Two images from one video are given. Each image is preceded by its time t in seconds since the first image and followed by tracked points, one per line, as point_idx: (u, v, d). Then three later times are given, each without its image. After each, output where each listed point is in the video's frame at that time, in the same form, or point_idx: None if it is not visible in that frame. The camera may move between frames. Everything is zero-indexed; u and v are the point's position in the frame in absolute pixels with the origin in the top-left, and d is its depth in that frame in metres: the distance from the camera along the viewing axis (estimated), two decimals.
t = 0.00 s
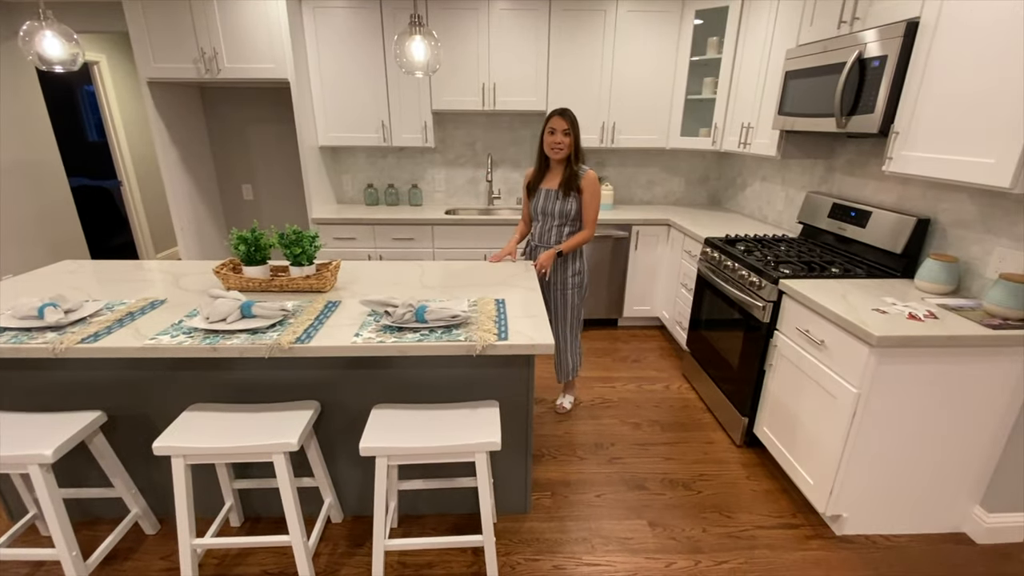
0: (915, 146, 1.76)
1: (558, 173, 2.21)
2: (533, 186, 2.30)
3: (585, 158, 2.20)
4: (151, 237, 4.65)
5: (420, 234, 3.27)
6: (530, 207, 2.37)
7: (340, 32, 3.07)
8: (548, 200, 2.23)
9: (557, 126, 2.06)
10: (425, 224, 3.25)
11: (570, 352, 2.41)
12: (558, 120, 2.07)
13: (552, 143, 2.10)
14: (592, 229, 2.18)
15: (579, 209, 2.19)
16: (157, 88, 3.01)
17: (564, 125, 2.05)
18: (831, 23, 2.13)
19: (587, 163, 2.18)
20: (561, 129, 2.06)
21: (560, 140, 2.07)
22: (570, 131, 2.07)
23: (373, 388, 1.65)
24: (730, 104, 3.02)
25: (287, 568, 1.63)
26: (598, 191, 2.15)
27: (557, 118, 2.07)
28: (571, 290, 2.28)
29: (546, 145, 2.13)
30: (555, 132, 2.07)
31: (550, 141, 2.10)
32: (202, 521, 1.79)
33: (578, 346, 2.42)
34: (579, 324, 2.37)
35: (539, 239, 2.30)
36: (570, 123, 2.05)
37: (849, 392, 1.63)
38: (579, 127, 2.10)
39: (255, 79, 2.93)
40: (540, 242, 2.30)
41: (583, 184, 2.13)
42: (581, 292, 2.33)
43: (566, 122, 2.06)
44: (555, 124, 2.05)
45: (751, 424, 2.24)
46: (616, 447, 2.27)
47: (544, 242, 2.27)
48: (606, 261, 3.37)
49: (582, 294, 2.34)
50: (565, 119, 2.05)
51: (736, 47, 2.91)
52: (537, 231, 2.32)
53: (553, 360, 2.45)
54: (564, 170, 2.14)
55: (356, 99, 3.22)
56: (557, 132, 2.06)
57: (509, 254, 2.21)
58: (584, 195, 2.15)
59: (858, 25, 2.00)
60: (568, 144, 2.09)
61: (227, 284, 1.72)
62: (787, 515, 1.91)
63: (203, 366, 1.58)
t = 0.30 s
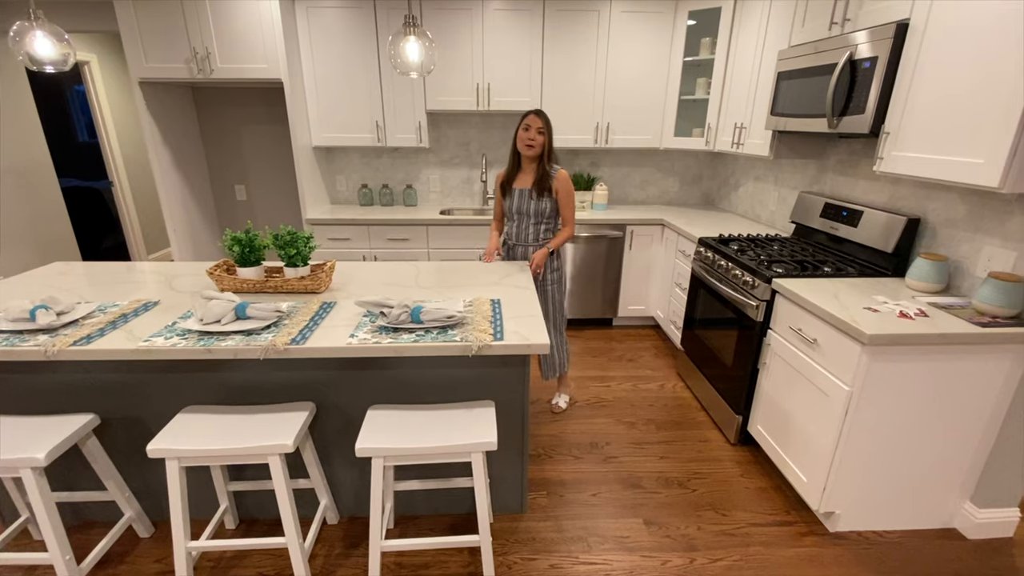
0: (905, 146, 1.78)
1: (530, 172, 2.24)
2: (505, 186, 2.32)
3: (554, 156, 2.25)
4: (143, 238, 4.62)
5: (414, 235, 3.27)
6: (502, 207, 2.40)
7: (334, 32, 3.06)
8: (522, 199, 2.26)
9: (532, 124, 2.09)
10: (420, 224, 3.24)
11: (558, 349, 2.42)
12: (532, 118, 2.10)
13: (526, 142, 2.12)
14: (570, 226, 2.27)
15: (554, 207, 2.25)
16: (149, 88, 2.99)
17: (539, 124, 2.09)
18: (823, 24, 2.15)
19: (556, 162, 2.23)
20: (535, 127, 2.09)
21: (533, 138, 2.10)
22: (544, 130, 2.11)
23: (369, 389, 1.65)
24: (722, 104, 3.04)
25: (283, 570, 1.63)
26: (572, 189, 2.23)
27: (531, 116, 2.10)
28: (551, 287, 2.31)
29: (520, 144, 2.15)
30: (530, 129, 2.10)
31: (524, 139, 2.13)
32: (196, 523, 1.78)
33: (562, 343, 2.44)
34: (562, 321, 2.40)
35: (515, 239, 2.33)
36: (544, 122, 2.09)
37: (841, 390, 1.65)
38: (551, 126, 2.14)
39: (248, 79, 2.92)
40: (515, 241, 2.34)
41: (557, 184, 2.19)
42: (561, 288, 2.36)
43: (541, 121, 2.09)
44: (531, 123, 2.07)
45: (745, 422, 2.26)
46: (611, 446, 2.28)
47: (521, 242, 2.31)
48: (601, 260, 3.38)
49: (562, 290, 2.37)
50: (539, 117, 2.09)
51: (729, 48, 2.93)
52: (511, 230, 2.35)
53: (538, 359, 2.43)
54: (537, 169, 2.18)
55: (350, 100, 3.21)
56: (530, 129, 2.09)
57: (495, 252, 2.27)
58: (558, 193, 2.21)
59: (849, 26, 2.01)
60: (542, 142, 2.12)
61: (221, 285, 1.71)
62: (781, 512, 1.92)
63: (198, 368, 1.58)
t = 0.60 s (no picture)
0: (899, 146, 1.80)
1: (508, 172, 2.42)
2: (483, 186, 2.46)
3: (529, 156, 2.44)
4: (137, 239, 4.59)
5: (411, 235, 3.27)
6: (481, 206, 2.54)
7: (329, 32, 3.05)
8: (503, 198, 2.43)
9: (508, 125, 2.24)
10: (417, 224, 3.24)
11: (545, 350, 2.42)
12: (508, 120, 2.26)
13: (503, 143, 2.28)
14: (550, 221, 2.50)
15: (534, 203, 2.46)
16: (144, 88, 2.98)
17: (515, 125, 2.25)
18: (818, 25, 2.16)
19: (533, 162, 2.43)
20: (512, 128, 2.25)
21: (511, 139, 2.26)
22: (520, 131, 2.28)
23: (366, 389, 1.65)
24: (718, 105, 3.06)
25: (281, 571, 1.62)
26: (549, 187, 2.45)
27: (505, 118, 2.25)
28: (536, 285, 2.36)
29: (498, 145, 2.30)
30: (506, 130, 2.25)
31: (501, 140, 2.28)
32: (193, 525, 1.78)
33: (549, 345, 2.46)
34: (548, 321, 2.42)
35: (498, 237, 2.51)
36: (520, 122, 2.25)
37: (837, 388, 1.66)
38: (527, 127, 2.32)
39: (244, 79, 2.91)
40: (499, 238, 2.52)
41: (536, 182, 2.40)
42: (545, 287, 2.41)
43: (516, 122, 2.26)
44: (508, 124, 2.23)
45: (741, 421, 2.27)
46: (609, 445, 2.29)
47: (506, 239, 2.49)
48: (597, 260, 3.38)
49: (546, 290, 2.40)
50: (515, 118, 2.25)
51: (724, 48, 2.95)
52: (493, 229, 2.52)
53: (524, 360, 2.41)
54: (517, 168, 2.36)
55: (346, 100, 3.20)
56: (508, 130, 2.25)
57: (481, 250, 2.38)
58: (537, 191, 2.43)
59: (843, 27, 2.02)
60: (520, 142, 2.30)
61: (218, 286, 1.70)
62: (777, 510, 1.93)
63: (194, 368, 1.57)
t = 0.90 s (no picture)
0: (896, 146, 1.80)
1: (496, 171, 2.43)
2: (470, 185, 2.47)
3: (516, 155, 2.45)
4: (133, 239, 4.58)
5: (409, 235, 3.27)
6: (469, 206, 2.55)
7: (327, 31, 3.05)
8: (491, 198, 2.45)
9: (494, 126, 2.24)
10: (415, 224, 3.24)
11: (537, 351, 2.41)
12: (493, 120, 2.25)
13: (490, 144, 2.28)
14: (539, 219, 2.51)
15: (522, 201, 2.48)
16: (140, 87, 2.96)
17: (501, 126, 2.25)
18: (815, 25, 2.17)
19: (520, 160, 2.44)
20: (498, 129, 2.25)
21: (498, 140, 2.27)
22: (506, 131, 2.28)
23: (366, 389, 1.65)
24: (715, 104, 3.07)
25: (280, 571, 1.62)
26: (537, 184, 2.46)
27: (491, 119, 2.25)
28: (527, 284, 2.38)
29: (485, 146, 2.30)
30: (493, 131, 2.25)
31: (487, 142, 2.28)
32: (192, 525, 1.77)
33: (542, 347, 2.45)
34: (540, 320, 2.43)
35: (488, 236, 2.54)
36: (506, 123, 2.25)
37: (835, 386, 1.67)
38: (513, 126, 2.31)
39: (241, 79, 2.90)
40: (488, 238, 2.54)
41: (524, 181, 2.42)
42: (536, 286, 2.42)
43: (502, 123, 2.26)
44: (494, 125, 2.23)
45: (739, 420, 2.28)
46: (608, 444, 2.29)
47: (496, 238, 2.53)
48: (596, 260, 3.39)
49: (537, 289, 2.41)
50: (501, 119, 2.25)
51: (722, 48, 2.96)
52: (482, 228, 2.55)
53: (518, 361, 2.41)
54: (505, 167, 2.38)
55: (344, 99, 3.20)
56: (494, 132, 2.25)
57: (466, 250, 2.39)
58: (525, 189, 2.45)
59: (840, 27, 2.03)
60: (506, 143, 2.30)
61: (216, 286, 1.70)
62: (775, 508, 1.94)
63: (193, 369, 1.57)
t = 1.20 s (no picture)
0: (893, 146, 1.81)
1: (491, 172, 2.44)
2: (465, 186, 2.48)
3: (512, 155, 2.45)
4: (130, 239, 4.58)
5: (408, 235, 3.27)
6: (464, 206, 2.56)
7: (325, 31, 3.05)
8: (486, 199, 2.46)
9: (487, 128, 2.25)
10: (414, 224, 3.24)
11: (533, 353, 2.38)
12: (487, 121, 2.25)
13: (484, 145, 2.29)
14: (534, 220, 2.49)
15: (517, 202, 2.47)
16: (138, 87, 2.96)
17: (495, 127, 2.25)
18: (812, 25, 2.18)
19: (515, 161, 2.44)
20: (491, 131, 2.26)
21: (491, 141, 2.27)
22: (500, 133, 2.28)
23: (366, 389, 1.65)
24: (713, 105, 3.08)
25: (280, 571, 1.62)
26: (532, 185, 2.45)
27: (485, 120, 2.25)
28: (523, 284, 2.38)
29: (479, 147, 2.31)
30: (486, 133, 2.26)
31: (481, 143, 2.29)
32: (191, 526, 1.77)
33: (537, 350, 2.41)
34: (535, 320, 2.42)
35: (482, 236, 2.55)
36: (500, 124, 2.25)
37: (833, 386, 1.67)
38: (507, 127, 2.31)
39: (240, 79, 2.90)
40: (483, 238, 2.55)
41: (518, 181, 2.41)
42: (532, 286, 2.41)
43: (496, 124, 2.26)
44: (487, 126, 2.23)
45: (737, 419, 2.29)
46: (607, 443, 2.30)
47: (490, 238, 2.53)
48: (594, 260, 3.39)
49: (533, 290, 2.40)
50: (495, 121, 2.25)
51: (720, 48, 2.97)
52: (477, 229, 2.55)
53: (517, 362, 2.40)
54: (499, 168, 2.38)
55: (342, 99, 3.19)
56: (488, 133, 2.26)
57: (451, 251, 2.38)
58: (520, 190, 2.44)
59: (837, 28, 2.04)
60: (500, 144, 2.30)
61: (215, 286, 1.70)
62: (774, 507, 1.95)
63: (193, 369, 1.56)
